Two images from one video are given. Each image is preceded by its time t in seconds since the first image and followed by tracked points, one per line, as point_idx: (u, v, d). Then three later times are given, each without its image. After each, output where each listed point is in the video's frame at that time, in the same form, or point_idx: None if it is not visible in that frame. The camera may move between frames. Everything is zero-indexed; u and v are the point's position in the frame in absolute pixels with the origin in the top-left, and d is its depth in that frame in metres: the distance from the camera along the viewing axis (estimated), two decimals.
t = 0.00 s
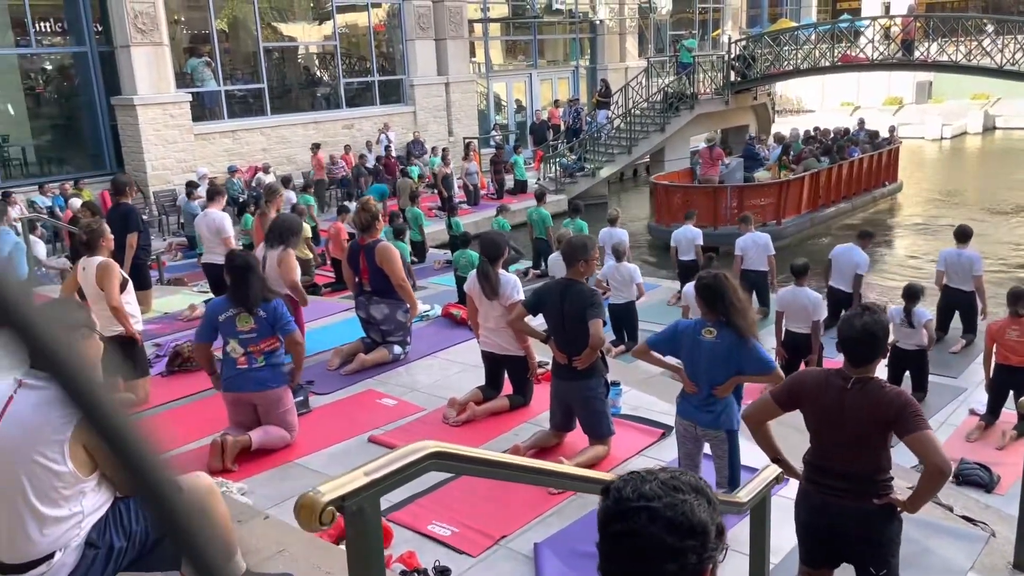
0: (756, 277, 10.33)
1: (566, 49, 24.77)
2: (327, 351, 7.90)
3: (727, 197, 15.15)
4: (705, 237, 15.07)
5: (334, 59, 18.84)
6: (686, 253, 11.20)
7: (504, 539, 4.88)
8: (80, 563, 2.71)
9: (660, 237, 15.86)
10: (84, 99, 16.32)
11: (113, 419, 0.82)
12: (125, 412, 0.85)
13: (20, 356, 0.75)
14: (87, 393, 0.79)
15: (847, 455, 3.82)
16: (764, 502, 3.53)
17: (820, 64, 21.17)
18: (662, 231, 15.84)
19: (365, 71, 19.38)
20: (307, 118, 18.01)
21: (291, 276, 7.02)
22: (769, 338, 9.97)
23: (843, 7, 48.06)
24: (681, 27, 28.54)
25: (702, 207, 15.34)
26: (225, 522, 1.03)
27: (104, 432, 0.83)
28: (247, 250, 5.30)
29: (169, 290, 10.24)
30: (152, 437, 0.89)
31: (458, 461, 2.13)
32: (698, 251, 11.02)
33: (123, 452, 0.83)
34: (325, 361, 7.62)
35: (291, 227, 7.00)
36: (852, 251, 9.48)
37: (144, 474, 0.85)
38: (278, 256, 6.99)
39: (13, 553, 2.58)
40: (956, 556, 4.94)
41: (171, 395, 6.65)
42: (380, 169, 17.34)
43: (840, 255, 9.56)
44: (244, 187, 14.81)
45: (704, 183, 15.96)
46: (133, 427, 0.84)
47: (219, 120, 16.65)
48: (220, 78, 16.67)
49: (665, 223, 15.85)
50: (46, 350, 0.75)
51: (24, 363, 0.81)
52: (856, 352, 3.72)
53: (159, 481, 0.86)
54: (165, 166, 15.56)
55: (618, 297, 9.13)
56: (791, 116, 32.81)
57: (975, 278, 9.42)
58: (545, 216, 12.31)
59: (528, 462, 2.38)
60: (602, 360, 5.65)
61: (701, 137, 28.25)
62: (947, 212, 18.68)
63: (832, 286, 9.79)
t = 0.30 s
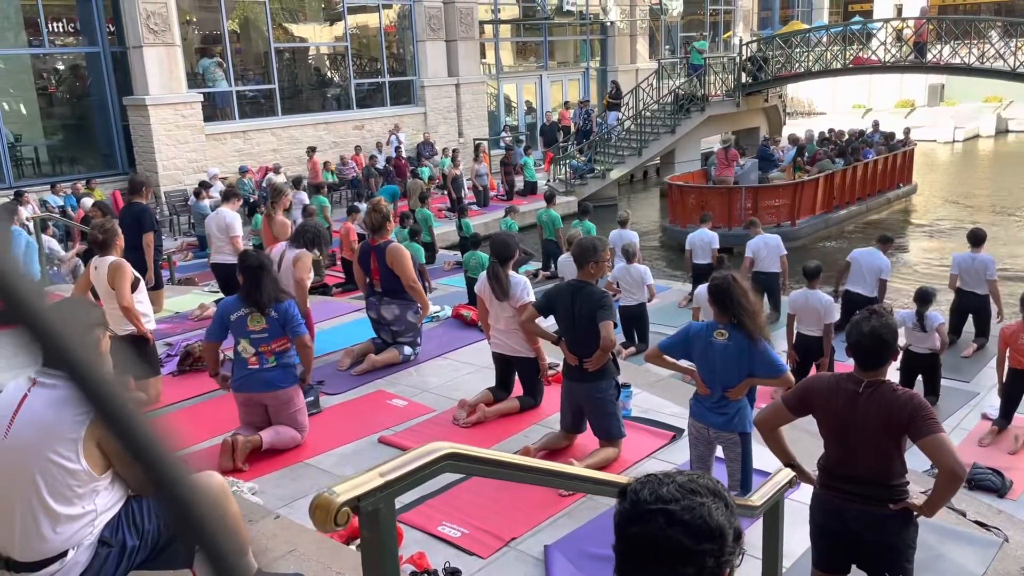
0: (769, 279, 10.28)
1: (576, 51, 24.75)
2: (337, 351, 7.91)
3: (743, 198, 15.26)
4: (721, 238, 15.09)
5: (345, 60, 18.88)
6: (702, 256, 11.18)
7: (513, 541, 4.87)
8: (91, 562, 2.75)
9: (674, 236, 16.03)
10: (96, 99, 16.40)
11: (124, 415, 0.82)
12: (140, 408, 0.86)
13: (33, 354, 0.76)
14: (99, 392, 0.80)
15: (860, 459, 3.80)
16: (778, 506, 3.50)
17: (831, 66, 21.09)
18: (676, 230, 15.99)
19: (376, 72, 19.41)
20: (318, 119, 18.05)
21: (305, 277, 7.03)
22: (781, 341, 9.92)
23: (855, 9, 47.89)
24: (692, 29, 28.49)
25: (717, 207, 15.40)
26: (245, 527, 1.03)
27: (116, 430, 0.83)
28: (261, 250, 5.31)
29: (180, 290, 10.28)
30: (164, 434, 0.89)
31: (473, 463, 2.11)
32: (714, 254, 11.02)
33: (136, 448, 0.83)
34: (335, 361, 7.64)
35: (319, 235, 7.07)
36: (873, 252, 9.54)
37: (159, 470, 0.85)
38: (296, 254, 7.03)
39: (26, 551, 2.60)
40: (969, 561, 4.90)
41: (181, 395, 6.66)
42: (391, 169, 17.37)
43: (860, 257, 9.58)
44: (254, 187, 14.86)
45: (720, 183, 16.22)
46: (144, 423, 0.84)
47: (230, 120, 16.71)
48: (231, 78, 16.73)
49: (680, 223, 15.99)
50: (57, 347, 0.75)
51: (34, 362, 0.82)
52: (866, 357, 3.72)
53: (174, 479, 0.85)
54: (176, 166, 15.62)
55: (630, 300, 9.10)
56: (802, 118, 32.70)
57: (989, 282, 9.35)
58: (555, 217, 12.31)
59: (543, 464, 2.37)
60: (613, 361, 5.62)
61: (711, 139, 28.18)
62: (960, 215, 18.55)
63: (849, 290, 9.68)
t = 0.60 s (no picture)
0: (776, 280, 10.27)
1: (581, 50, 24.74)
2: (341, 349, 7.93)
3: (750, 197, 15.44)
4: (727, 237, 15.43)
5: (350, 59, 18.90)
6: (710, 257, 11.18)
7: (516, 540, 4.87)
8: (96, 558, 2.76)
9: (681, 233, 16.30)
10: (102, 96, 16.44)
11: (126, 413, 0.84)
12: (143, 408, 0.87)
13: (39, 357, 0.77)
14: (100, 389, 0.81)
15: (864, 460, 3.80)
16: (780, 506, 3.50)
17: (836, 66, 21.06)
18: (684, 227, 16.27)
19: (380, 71, 19.44)
20: (323, 117, 18.08)
21: (304, 276, 7.06)
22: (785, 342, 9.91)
23: (860, 9, 47.82)
24: (696, 29, 28.47)
25: (725, 206, 15.65)
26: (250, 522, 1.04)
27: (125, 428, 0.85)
28: (265, 248, 5.33)
29: (185, 287, 10.31)
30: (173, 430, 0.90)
31: (476, 463, 2.12)
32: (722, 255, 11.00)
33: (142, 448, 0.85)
34: (339, 359, 7.65)
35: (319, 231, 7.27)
36: (876, 254, 9.50)
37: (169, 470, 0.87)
38: (294, 253, 7.06)
39: (31, 547, 2.60)
40: (972, 563, 4.89)
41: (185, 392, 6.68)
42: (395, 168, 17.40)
43: (863, 258, 9.55)
44: (259, 185, 14.89)
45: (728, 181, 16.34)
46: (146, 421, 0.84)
47: (235, 118, 16.73)
48: (236, 76, 16.75)
49: (688, 220, 16.31)
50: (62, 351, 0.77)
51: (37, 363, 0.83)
52: (869, 357, 3.72)
53: (180, 476, 0.86)
54: (181, 163, 15.65)
55: (638, 301, 9.11)
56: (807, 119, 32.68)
57: (994, 283, 9.32)
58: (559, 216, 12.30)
59: (546, 464, 2.37)
60: (616, 361, 5.63)
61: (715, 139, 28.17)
62: (965, 216, 18.50)
63: (853, 291, 9.65)
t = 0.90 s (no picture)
0: (775, 278, 10.27)
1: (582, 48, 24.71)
2: (340, 347, 7.92)
3: (755, 194, 15.82)
4: (729, 234, 15.80)
5: (350, 56, 18.89)
6: (708, 255, 11.16)
7: (515, 538, 4.87)
8: (96, 555, 2.75)
9: (686, 230, 16.66)
10: (102, 93, 16.42)
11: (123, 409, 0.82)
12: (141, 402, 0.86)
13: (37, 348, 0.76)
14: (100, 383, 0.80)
15: (861, 459, 3.80)
16: (780, 506, 3.50)
17: (837, 65, 21.05)
18: (689, 224, 16.64)
19: (380, 69, 19.41)
20: (322, 115, 18.07)
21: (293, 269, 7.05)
22: (784, 341, 9.90)
23: (860, 8, 47.78)
24: (697, 27, 28.46)
25: (730, 203, 16.05)
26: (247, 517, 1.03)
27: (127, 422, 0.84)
28: (265, 245, 5.31)
29: (184, 285, 10.30)
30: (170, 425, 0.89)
31: (476, 461, 2.11)
32: (720, 254, 10.98)
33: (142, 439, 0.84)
34: (339, 357, 7.65)
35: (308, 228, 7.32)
36: (857, 251, 9.51)
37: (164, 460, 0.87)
38: (282, 246, 7.05)
39: (31, 543, 2.59)
40: (971, 563, 4.88)
41: (184, 389, 6.68)
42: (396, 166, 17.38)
43: (846, 260, 9.58)
44: (258, 182, 14.88)
45: (733, 179, 16.66)
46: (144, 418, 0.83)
47: (235, 116, 16.71)
48: (236, 73, 16.73)
49: (693, 217, 16.70)
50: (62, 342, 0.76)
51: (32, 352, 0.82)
52: (867, 355, 3.72)
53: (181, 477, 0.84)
54: (181, 161, 15.63)
55: (636, 300, 9.10)
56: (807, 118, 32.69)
57: (994, 283, 9.32)
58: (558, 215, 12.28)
59: (548, 463, 2.37)
60: (616, 360, 5.63)
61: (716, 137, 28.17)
62: (964, 215, 18.50)
63: (844, 290, 9.69)
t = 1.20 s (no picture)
0: (769, 276, 10.28)
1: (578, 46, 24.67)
2: (335, 344, 7.91)
3: (756, 190, 16.20)
4: (728, 229, 16.20)
5: (346, 53, 18.85)
6: (704, 253, 11.16)
7: (510, 535, 4.86)
8: (89, 549, 2.76)
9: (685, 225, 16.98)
10: (97, 89, 16.37)
11: (109, 407, 0.81)
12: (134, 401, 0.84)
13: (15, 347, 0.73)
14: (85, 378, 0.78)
15: (855, 459, 3.80)
16: (774, 503, 3.49)
17: (833, 63, 21.04)
18: (689, 219, 16.95)
19: (377, 65, 19.36)
20: (318, 111, 18.03)
21: (289, 265, 7.01)
22: (778, 339, 9.90)
23: (857, 6, 47.78)
24: (694, 25, 28.45)
25: (731, 198, 16.41)
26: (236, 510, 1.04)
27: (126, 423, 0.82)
28: (259, 241, 5.30)
29: (179, 281, 10.27)
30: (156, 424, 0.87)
31: (468, 458, 2.10)
32: (717, 252, 10.98)
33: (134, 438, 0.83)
34: (333, 354, 7.63)
35: (304, 223, 7.14)
36: (848, 248, 9.48)
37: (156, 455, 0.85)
38: (279, 242, 7.03)
39: (24, 539, 2.60)
40: (965, 561, 4.89)
41: (178, 386, 6.66)
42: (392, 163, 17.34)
43: (836, 257, 9.58)
44: (253, 179, 14.84)
45: (733, 176, 16.75)
46: (134, 419, 0.81)
47: (231, 112, 16.67)
48: (232, 70, 16.68)
49: (694, 212, 17.04)
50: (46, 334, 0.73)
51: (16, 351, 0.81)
52: (862, 354, 3.71)
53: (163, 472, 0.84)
54: (176, 157, 15.59)
55: (626, 295, 9.10)
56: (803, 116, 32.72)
57: (988, 282, 9.34)
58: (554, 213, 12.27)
59: (542, 461, 2.36)
60: (611, 357, 5.63)
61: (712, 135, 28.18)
62: (960, 214, 18.54)
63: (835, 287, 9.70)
